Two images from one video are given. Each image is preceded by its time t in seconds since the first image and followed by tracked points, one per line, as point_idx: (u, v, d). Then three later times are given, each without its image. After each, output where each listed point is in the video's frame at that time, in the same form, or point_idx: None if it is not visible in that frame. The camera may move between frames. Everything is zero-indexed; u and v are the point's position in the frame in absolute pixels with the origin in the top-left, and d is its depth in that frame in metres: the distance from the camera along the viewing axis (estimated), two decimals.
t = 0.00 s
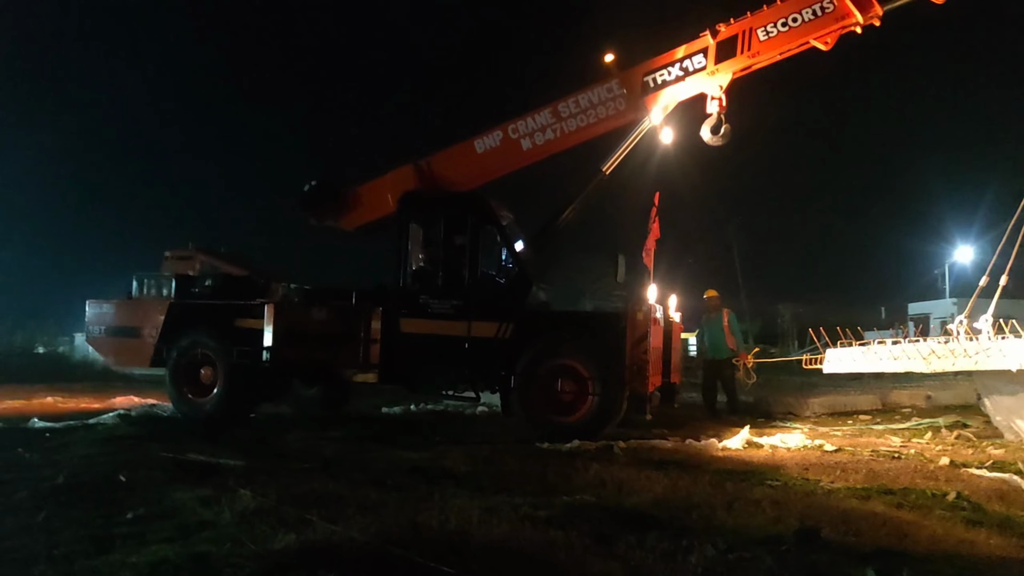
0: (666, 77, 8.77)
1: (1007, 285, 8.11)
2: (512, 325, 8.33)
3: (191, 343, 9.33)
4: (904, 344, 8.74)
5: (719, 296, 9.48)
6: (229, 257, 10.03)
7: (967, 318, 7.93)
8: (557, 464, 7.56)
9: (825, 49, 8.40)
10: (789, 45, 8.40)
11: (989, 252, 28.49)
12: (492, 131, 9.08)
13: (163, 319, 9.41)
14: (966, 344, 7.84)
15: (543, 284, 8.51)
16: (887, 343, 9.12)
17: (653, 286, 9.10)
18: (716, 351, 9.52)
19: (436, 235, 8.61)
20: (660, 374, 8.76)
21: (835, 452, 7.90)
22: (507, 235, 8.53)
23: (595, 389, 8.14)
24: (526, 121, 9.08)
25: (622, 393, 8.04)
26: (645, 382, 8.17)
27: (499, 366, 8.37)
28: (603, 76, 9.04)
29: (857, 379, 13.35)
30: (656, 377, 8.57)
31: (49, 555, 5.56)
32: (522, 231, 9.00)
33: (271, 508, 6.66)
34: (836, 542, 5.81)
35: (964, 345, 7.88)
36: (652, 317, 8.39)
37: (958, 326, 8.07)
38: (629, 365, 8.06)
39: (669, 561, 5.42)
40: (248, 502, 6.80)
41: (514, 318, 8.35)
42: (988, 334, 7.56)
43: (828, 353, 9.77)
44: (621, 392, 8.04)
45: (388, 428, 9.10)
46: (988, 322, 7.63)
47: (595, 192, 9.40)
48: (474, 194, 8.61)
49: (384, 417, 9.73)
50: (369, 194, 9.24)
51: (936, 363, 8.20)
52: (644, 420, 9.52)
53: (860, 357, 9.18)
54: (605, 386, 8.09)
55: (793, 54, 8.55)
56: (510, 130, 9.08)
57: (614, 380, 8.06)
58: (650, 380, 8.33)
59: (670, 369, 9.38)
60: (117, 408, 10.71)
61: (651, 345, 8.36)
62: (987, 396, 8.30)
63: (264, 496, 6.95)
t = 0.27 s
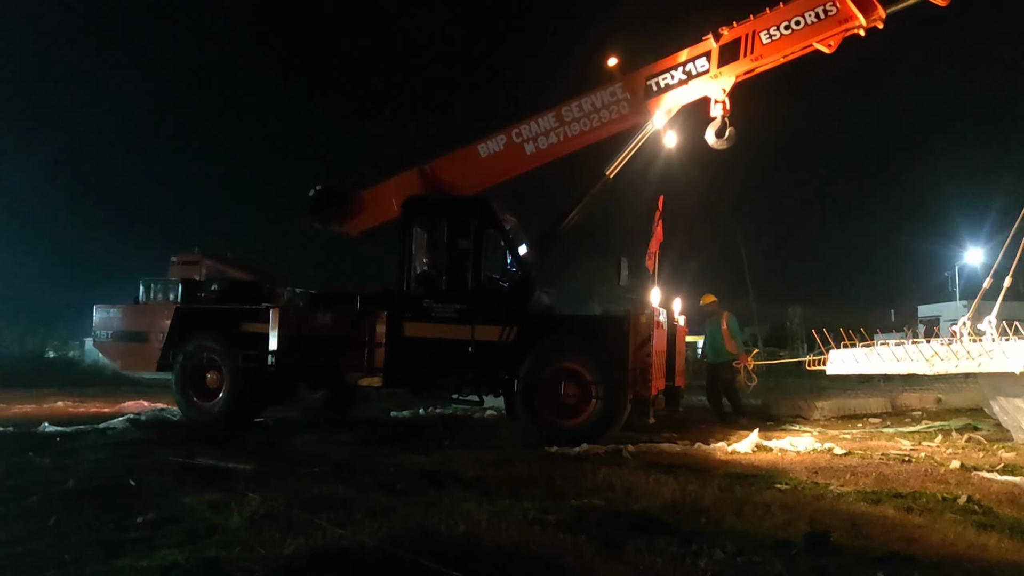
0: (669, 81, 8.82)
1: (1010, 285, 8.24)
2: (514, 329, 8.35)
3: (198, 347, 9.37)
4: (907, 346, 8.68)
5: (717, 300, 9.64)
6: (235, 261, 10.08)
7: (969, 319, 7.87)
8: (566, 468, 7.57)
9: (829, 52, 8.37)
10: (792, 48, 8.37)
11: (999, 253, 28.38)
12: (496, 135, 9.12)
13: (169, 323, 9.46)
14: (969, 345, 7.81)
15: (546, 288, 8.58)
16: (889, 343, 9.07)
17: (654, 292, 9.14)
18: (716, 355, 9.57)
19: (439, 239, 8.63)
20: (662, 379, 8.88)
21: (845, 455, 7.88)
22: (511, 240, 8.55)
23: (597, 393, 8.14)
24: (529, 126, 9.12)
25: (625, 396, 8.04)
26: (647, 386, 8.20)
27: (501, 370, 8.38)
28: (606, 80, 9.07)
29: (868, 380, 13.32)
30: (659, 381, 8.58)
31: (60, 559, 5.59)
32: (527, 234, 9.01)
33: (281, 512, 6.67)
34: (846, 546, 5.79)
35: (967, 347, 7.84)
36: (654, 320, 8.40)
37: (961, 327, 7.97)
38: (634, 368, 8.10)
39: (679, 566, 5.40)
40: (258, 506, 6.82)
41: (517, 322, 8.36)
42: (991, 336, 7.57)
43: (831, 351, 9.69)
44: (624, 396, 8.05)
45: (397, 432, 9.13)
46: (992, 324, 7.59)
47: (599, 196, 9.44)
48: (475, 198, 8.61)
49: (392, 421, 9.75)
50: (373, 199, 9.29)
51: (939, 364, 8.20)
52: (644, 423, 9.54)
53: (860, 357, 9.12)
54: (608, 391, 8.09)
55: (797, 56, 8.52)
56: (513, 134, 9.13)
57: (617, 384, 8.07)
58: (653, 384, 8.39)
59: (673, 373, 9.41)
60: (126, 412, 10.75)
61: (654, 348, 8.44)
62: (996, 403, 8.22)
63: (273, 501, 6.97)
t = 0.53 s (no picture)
0: (672, 83, 8.84)
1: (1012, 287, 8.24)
2: (517, 330, 8.38)
3: (204, 348, 9.40)
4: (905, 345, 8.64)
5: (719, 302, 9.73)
6: (240, 264, 10.13)
7: (971, 320, 7.88)
8: (576, 469, 7.58)
9: (832, 53, 8.39)
10: (795, 49, 8.37)
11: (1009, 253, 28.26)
12: (500, 137, 9.16)
13: (175, 325, 9.51)
14: (971, 345, 7.79)
15: (551, 290, 8.73)
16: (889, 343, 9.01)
17: (656, 296, 9.17)
18: (718, 357, 9.64)
19: (443, 241, 8.67)
20: (667, 380, 8.98)
21: (855, 456, 7.87)
22: (514, 242, 8.50)
23: (601, 394, 8.11)
24: (533, 127, 9.16)
25: (629, 398, 8.02)
26: (650, 387, 8.18)
27: (505, 371, 8.40)
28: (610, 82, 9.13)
29: (878, 381, 13.29)
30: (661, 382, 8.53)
31: (71, 560, 5.62)
32: (530, 237, 9.03)
33: (290, 513, 6.69)
34: (857, 548, 5.77)
35: (969, 347, 7.83)
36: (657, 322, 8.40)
37: (963, 329, 8.03)
38: (635, 370, 8.09)
39: (689, 567, 5.39)
40: (268, 507, 6.85)
41: (521, 324, 8.38)
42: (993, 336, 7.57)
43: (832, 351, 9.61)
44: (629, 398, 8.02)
45: (406, 434, 9.16)
46: (993, 325, 7.59)
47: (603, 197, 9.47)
48: (479, 200, 8.61)
49: (401, 423, 9.76)
50: (378, 201, 9.33)
51: (939, 365, 8.09)
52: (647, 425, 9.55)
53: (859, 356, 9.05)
54: (612, 392, 8.05)
55: (800, 58, 8.52)
56: (517, 136, 9.17)
57: (619, 386, 8.05)
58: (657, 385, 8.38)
59: (676, 376, 9.40)
60: (138, 414, 10.82)
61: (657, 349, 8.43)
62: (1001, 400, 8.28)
63: (283, 502, 6.99)
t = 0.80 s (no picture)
0: (674, 82, 8.85)
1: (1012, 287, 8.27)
2: (518, 329, 8.39)
3: (208, 347, 9.43)
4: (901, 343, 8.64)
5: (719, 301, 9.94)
6: (244, 263, 10.17)
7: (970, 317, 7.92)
8: (583, 468, 7.58)
9: (834, 51, 8.41)
10: (797, 48, 8.41)
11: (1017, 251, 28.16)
12: (502, 136, 9.16)
13: (181, 323, 9.60)
14: (969, 343, 7.80)
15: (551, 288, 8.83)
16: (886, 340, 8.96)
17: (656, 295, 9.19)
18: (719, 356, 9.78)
19: (445, 240, 8.67)
20: (668, 378, 8.97)
21: (864, 455, 7.85)
22: (517, 242, 8.59)
23: (602, 393, 8.14)
24: (535, 127, 9.17)
25: (631, 399, 8.07)
26: (650, 386, 8.25)
27: (506, 370, 8.41)
28: (611, 81, 9.13)
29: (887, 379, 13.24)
30: (661, 381, 8.57)
31: (82, 559, 5.65)
32: (532, 235, 9.02)
33: (299, 512, 6.71)
34: (866, 547, 5.75)
35: (968, 344, 7.83)
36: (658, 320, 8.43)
37: (962, 327, 8.07)
38: (635, 368, 8.12)
39: (697, 566, 5.39)
40: (276, 506, 6.87)
41: (523, 322, 8.39)
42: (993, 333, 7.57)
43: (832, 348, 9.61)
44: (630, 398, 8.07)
45: (413, 433, 9.17)
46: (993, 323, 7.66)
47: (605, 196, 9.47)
48: (483, 200, 8.64)
49: (409, 422, 9.78)
50: (380, 200, 9.31)
51: (939, 363, 8.04)
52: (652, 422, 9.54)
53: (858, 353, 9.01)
54: (612, 391, 8.09)
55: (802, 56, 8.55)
56: (519, 135, 9.17)
57: (620, 384, 8.08)
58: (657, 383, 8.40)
59: (678, 373, 9.39)
60: (146, 413, 10.84)
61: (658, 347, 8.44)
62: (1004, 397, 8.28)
63: (292, 501, 7.01)
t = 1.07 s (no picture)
0: (675, 82, 8.85)
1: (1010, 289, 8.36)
2: (519, 328, 8.41)
3: (213, 347, 9.45)
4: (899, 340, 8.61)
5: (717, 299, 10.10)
6: (248, 263, 10.20)
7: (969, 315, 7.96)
8: (590, 468, 7.59)
9: (835, 51, 8.41)
10: (798, 48, 8.42)
11: None
12: (504, 137, 9.17)
13: (185, 323, 9.59)
14: (966, 341, 7.80)
15: (552, 288, 8.87)
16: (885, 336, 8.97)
17: (659, 290, 9.15)
18: (716, 355, 9.95)
19: (446, 241, 8.68)
20: (668, 378, 8.93)
21: (872, 455, 7.83)
22: (517, 242, 8.58)
23: (602, 391, 8.20)
24: (537, 127, 9.17)
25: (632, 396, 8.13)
26: (650, 386, 8.31)
27: (507, 369, 8.42)
28: (612, 81, 9.13)
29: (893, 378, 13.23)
30: (661, 381, 8.57)
31: (91, 558, 5.67)
32: (533, 235, 9.04)
33: (307, 512, 6.73)
34: (874, 547, 5.74)
35: (966, 342, 7.85)
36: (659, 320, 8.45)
37: (960, 325, 8.17)
38: (635, 368, 8.19)
39: (705, 566, 5.39)
40: (284, 506, 6.88)
41: (523, 321, 8.42)
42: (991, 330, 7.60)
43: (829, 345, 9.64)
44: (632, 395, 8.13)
45: (419, 432, 9.19)
46: (992, 321, 7.75)
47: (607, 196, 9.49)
48: (485, 200, 8.66)
49: (415, 421, 9.80)
50: (383, 201, 9.35)
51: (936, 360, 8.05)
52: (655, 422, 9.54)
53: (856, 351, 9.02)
54: (612, 388, 8.15)
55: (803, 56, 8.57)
56: (521, 135, 9.17)
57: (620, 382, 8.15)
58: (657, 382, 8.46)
59: (680, 372, 9.40)
60: (154, 412, 10.89)
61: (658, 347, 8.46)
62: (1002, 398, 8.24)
63: (299, 501, 7.03)
